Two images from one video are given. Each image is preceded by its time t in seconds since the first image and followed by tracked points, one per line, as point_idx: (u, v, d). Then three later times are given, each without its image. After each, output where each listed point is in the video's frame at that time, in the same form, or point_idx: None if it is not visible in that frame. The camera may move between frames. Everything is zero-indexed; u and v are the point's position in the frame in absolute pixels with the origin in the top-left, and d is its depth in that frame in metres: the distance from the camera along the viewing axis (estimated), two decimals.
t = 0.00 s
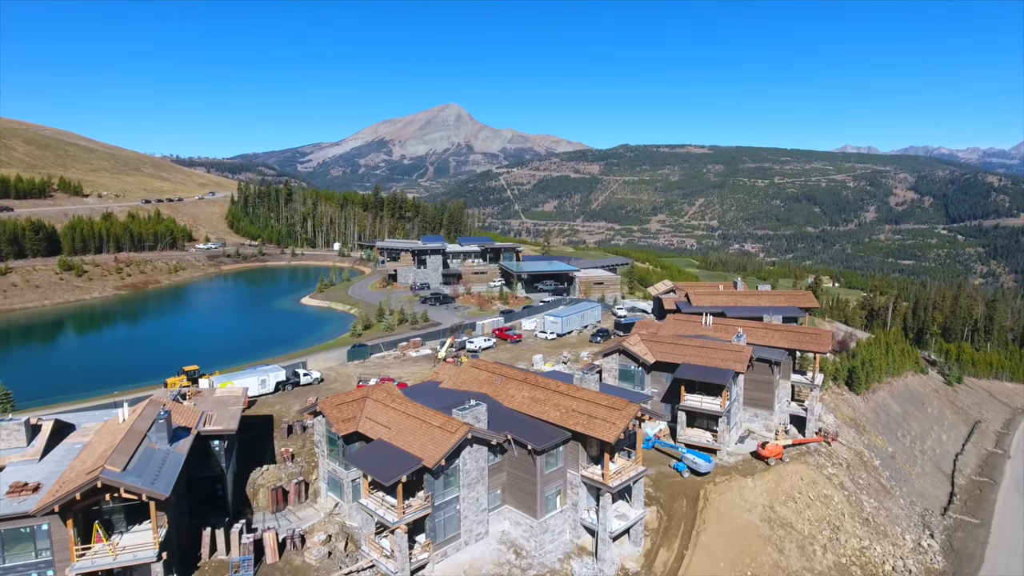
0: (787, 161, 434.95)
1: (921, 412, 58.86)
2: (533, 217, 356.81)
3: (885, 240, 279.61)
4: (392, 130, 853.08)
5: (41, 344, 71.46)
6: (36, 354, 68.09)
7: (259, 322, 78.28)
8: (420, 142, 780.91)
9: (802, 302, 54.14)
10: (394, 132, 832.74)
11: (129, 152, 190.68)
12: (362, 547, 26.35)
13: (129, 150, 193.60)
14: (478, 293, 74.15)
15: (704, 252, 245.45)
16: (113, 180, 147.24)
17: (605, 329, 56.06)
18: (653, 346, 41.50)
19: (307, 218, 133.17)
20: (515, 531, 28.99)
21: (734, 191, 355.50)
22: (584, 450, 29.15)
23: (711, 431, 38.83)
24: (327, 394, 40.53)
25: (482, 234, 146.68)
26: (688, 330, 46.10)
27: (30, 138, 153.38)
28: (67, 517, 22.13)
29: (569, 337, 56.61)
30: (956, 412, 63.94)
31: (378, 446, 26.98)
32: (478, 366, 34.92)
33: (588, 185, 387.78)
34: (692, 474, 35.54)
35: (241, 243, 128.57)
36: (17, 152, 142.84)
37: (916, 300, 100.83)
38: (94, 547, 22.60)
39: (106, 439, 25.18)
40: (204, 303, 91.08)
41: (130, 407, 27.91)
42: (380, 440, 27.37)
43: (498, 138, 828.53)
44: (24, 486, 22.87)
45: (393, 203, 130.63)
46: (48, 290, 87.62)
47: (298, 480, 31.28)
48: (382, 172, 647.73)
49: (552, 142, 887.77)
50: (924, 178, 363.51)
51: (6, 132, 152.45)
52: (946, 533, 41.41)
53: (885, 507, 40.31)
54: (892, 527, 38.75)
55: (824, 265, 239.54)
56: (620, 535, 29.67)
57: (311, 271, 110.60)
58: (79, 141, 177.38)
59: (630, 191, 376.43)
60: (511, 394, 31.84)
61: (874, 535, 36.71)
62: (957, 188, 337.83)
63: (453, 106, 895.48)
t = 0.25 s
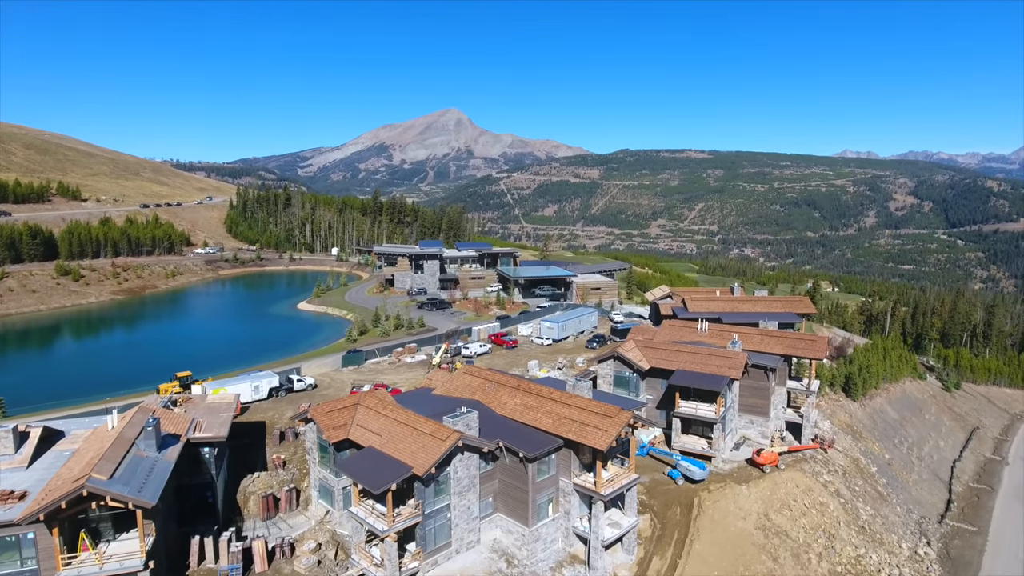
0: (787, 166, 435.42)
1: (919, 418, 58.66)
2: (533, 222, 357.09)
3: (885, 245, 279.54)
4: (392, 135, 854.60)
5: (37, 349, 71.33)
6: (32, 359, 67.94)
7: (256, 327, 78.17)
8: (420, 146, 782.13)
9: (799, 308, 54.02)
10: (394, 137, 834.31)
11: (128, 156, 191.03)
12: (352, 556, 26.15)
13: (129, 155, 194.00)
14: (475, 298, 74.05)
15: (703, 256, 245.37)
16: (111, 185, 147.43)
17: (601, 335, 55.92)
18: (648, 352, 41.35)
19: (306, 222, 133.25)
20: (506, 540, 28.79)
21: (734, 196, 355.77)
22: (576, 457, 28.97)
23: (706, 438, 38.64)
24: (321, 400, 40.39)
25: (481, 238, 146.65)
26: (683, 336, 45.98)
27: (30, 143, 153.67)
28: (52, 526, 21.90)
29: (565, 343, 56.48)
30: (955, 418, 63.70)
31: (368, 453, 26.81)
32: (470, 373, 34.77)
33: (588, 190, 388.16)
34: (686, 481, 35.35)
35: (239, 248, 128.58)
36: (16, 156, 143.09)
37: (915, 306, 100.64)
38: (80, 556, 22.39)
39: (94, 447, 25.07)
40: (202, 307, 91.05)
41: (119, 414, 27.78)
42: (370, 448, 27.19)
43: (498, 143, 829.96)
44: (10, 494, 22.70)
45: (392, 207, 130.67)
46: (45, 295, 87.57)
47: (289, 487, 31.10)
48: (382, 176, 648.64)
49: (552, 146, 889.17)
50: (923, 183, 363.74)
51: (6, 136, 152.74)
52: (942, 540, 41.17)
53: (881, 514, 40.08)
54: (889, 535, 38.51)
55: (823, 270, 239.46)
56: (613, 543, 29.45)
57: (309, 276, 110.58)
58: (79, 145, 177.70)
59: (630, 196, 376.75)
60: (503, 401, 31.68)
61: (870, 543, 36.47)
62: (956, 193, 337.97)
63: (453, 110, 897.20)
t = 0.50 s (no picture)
0: (786, 171, 435.86)
1: (917, 424, 58.45)
2: (533, 227, 357.38)
3: (885, 250, 279.40)
4: (392, 140, 856.17)
5: (34, 354, 71.17)
6: (28, 364, 67.75)
7: (252, 333, 78.07)
8: (420, 151, 783.19)
9: (796, 313, 53.88)
10: (395, 142, 835.94)
11: (128, 161, 191.38)
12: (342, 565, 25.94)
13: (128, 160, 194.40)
14: (472, 304, 73.96)
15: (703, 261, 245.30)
16: (110, 189, 147.59)
17: (597, 341, 55.78)
18: (644, 359, 41.18)
19: (304, 227, 133.30)
20: (498, 548, 28.60)
21: (734, 201, 355.93)
22: (568, 465, 28.79)
23: (701, 445, 38.46)
24: (314, 407, 40.25)
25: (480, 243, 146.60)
26: (679, 342, 45.82)
27: (29, 148, 153.93)
28: (39, 535, 21.60)
29: (561, 348, 56.33)
30: (953, 424, 63.45)
31: (359, 461, 26.64)
32: (464, 380, 34.59)
33: (588, 195, 388.49)
34: (680, 489, 35.13)
35: (238, 253, 128.59)
36: (15, 161, 143.30)
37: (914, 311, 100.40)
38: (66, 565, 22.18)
39: (82, 455, 24.89)
40: (199, 312, 90.98)
41: (108, 422, 27.60)
42: (361, 456, 27.02)
43: (498, 147, 831.40)
44: None
45: (391, 212, 130.69)
46: (41, 300, 87.48)
47: (281, 495, 30.90)
48: (383, 181, 649.57)
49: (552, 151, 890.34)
50: (923, 188, 363.86)
51: (6, 141, 153.03)
52: (939, 548, 40.94)
53: (878, 522, 39.84)
54: (885, 543, 38.28)
55: (823, 274, 239.28)
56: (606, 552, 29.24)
57: (306, 281, 110.58)
58: (79, 150, 177.99)
59: (630, 201, 376.93)
60: (496, 408, 31.52)
61: (866, 552, 36.23)
62: (956, 197, 337.96)
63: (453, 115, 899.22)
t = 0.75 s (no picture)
0: (786, 176, 436.21)
1: (915, 431, 58.21)
2: (533, 231, 357.54)
3: (885, 255, 279.33)
4: (393, 144, 857.71)
5: (30, 360, 70.99)
6: (24, 370, 67.56)
7: (249, 338, 77.93)
8: (421, 156, 784.19)
9: (793, 320, 53.71)
10: (395, 146, 837.22)
11: (128, 166, 191.52)
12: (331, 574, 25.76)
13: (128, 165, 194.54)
14: (468, 309, 73.76)
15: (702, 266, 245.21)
16: (109, 194, 147.66)
17: (593, 347, 55.58)
18: (639, 366, 41.01)
19: (303, 232, 133.22)
20: (490, 557, 28.41)
21: (734, 206, 356.04)
22: (560, 473, 28.59)
23: (696, 453, 38.27)
24: (307, 414, 40.06)
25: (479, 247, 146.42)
26: (675, 348, 45.66)
27: (28, 153, 154.10)
28: (24, 543, 21.45)
29: (557, 355, 56.14)
30: (951, 431, 63.20)
31: (349, 470, 26.45)
32: (457, 387, 34.39)
33: (587, 200, 388.68)
34: (674, 497, 34.90)
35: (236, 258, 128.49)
36: (14, 166, 143.41)
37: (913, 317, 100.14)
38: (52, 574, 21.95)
39: (70, 464, 24.72)
40: (196, 318, 90.89)
41: (96, 430, 27.41)
42: (352, 464, 26.83)
43: (498, 152, 832.67)
44: None
45: (389, 217, 130.69)
46: (38, 305, 87.33)
47: (271, 503, 30.71)
48: (383, 186, 650.34)
49: (553, 156, 891.61)
50: (923, 193, 364.13)
51: (5, 146, 153.19)
52: (936, 557, 40.68)
53: (874, 530, 39.60)
54: (881, 551, 38.01)
55: (823, 279, 239.07)
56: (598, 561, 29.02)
57: (304, 287, 110.45)
58: (78, 155, 178.17)
59: (630, 206, 377.14)
60: (488, 415, 31.34)
61: (862, 560, 35.98)
62: (956, 202, 338.11)
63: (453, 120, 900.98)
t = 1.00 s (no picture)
0: (786, 181, 436.65)
1: (912, 438, 58.02)
2: (532, 236, 357.83)
3: (884, 260, 279.37)
4: (393, 149, 859.24)
5: (26, 365, 70.81)
6: (20, 375, 67.41)
7: (245, 343, 77.81)
8: (421, 160, 785.29)
9: (789, 326, 53.59)
10: (395, 151, 838.60)
11: (127, 171, 191.86)
12: None
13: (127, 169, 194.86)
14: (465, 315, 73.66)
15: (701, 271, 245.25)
16: (108, 199, 147.83)
17: (589, 353, 55.43)
18: (633, 373, 40.84)
19: (301, 237, 133.22)
20: (481, 566, 28.15)
21: (733, 211, 356.33)
22: (552, 482, 28.37)
23: (691, 460, 38.05)
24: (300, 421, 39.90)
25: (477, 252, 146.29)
26: (670, 355, 45.48)
27: (27, 158, 154.39)
28: (8, 554, 21.28)
29: (552, 361, 56.03)
30: (949, 437, 62.99)
31: (338, 479, 26.27)
32: (449, 395, 34.21)
33: (587, 204, 389.09)
34: (668, 505, 34.65)
35: (234, 263, 128.51)
36: (13, 171, 143.63)
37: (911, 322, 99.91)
38: None
39: (56, 473, 24.58)
40: (193, 323, 90.78)
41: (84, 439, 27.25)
42: (342, 473, 26.66)
43: (498, 157, 833.99)
44: None
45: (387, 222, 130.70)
46: (34, 310, 87.27)
47: (261, 512, 30.47)
48: (383, 190, 651.14)
49: (553, 161, 892.92)
50: (922, 198, 364.33)
51: (4, 151, 153.44)
52: (933, 566, 40.44)
53: (870, 539, 39.37)
54: (877, 560, 37.77)
55: (822, 284, 239.02)
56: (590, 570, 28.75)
57: (302, 291, 110.42)
58: (78, 159, 178.46)
59: (630, 210, 377.50)
60: (480, 423, 31.16)
61: (858, 569, 35.74)
62: (955, 208, 338.37)
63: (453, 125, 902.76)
